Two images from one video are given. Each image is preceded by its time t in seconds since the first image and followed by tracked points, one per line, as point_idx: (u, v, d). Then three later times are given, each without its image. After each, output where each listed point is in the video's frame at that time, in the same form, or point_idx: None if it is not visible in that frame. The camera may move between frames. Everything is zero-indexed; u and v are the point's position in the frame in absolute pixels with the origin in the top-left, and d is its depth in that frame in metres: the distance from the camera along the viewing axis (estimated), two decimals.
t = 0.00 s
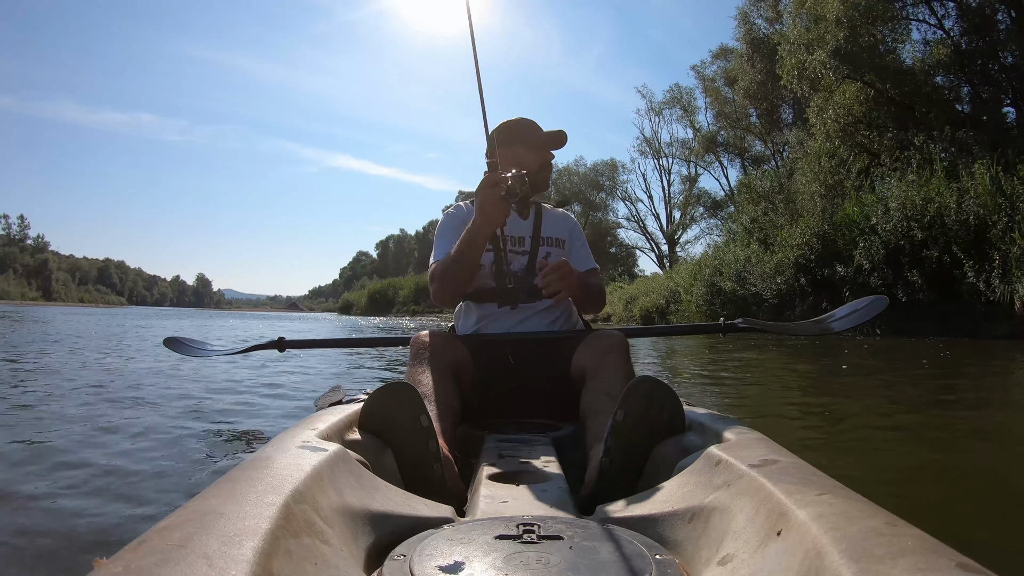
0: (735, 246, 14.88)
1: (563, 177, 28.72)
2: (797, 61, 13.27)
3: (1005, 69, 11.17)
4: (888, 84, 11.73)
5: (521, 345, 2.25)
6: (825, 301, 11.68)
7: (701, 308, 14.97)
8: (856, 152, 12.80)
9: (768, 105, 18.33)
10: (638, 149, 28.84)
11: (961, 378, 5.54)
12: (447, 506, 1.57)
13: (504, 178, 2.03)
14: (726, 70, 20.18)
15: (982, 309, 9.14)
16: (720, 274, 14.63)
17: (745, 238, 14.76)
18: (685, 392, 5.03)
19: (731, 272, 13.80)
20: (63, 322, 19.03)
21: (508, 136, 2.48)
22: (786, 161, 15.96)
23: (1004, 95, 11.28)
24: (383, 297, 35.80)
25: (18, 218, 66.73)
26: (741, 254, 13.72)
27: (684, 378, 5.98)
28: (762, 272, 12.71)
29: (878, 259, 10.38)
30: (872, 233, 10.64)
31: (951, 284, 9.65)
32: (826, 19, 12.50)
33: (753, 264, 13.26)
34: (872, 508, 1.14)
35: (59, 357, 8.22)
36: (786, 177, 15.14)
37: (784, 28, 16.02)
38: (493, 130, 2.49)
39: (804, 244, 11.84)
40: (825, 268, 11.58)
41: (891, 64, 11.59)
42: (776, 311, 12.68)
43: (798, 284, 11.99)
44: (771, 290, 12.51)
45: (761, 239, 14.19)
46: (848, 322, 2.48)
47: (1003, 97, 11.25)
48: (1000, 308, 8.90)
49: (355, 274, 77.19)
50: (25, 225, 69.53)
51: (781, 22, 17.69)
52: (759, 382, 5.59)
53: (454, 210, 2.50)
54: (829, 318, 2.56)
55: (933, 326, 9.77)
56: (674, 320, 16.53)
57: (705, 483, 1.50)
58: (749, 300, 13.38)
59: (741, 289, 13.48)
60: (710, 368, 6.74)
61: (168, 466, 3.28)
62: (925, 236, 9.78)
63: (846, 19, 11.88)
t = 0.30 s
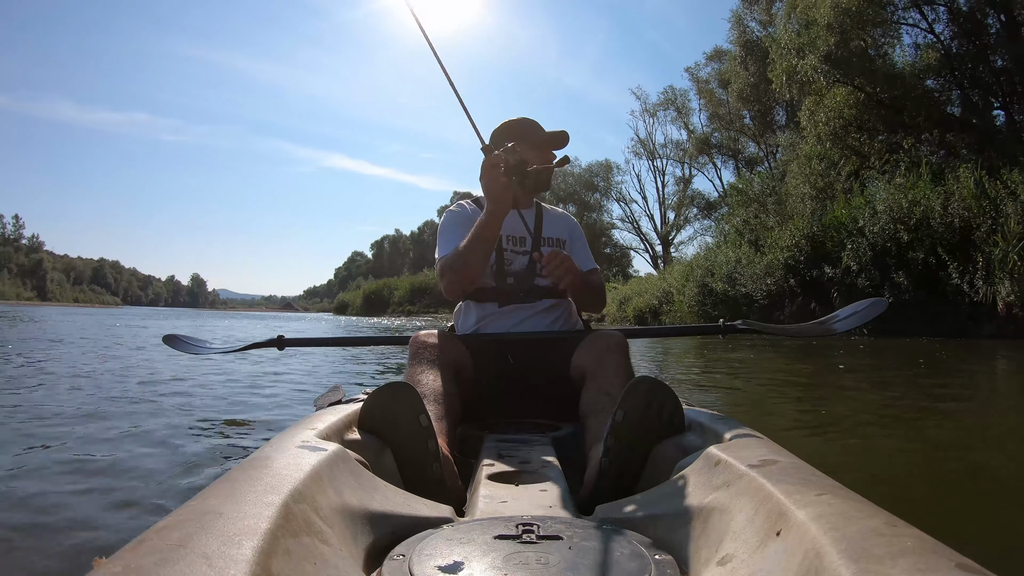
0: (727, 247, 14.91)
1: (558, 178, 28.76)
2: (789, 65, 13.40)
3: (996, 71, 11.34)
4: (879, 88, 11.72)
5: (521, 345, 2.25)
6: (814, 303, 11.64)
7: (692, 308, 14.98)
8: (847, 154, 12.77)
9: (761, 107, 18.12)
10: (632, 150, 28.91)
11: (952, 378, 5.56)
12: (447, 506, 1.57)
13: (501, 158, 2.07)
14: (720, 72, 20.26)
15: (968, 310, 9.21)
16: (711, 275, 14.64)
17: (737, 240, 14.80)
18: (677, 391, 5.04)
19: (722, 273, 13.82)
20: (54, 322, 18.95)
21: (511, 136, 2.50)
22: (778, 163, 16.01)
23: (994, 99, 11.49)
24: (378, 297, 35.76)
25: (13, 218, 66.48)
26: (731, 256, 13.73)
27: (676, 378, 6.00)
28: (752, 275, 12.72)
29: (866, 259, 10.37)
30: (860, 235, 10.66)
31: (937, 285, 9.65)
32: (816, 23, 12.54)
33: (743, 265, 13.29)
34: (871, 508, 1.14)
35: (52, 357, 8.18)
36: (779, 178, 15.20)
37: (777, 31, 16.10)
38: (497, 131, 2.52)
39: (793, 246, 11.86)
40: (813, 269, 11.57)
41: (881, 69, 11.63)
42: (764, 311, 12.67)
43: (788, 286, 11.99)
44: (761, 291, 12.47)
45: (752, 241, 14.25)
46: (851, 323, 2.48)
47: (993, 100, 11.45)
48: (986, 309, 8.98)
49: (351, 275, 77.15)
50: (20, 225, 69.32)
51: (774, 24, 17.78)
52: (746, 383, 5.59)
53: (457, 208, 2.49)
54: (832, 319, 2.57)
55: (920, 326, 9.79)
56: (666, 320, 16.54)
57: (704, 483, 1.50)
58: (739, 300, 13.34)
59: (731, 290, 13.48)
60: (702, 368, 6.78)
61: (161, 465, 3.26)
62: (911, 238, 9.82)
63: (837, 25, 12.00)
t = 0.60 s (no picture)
0: (718, 249, 14.95)
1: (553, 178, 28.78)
2: (780, 69, 13.64)
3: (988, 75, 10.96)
4: (868, 91, 11.63)
5: (523, 346, 2.25)
6: (803, 303, 11.72)
7: (683, 309, 14.96)
8: (837, 157, 12.95)
9: (753, 109, 18.29)
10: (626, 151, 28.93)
11: (943, 377, 5.57)
12: (448, 506, 1.57)
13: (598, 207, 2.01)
14: (713, 73, 20.29)
15: (954, 310, 9.27)
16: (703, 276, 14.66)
17: (728, 242, 14.83)
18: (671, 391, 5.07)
19: (714, 275, 13.83)
20: (45, 323, 18.86)
21: (513, 137, 2.49)
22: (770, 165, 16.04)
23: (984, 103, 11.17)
24: (373, 298, 35.73)
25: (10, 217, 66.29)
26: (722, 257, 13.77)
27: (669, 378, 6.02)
28: (743, 275, 12.78)
29: (854, 261, 10.42)
30: (848, 237, 10.70)
31: (923, 286, 9.72)
32: (807, 28, 12.85)
33: (735, 266, 13.30)
34: (873, 510, 1.14)
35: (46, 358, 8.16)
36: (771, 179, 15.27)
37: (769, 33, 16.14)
38: (498, 132, 2.51)
39: (783, 247, 11.88)
40: (802, 269, 11.58)
41: (871, 72, 11.56)
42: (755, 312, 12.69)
43: (777, 286, 12.07)
44: (751, 292, 12.54)
45: (744, 243, 14.26)
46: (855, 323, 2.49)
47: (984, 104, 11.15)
48: (971, 309, 9.05)
49: (347, 274, 77.14)
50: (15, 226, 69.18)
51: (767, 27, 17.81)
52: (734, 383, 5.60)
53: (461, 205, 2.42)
54: (838, 318, 2.57)
55: (907, 325, 9.77)
56: (659, 320, 16.54)
57: (706, 484, 1.51)
58: (730, 300, 13.32)
59: (723, 291, 13.50)
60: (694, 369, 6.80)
61: (157, 467, 3.26)
62: (898, 240, 9.85)
63: (827, 30, 12.15)
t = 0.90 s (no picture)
0: (710, 249, 15.00)
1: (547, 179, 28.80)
2: (769, 72, 13.63)
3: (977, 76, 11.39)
4: (858, 93, 11.89)
5: (522, 345, 2.26)
6: (792, 302, 11.76)
7: (675, 309, 14.98)
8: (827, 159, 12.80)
9: (746, 110, 18.32)
10: (620, 152, 29.00)
11: (931, 374, 5.61)
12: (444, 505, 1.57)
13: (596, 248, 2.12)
14: (706, 75, 20.33)
15: (937, 309, 9.29)
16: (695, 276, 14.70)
17: (719, 242, 14.91)
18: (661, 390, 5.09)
19: (705, 275, 13.87)
20: (37, 323, 18.77)
21: (514, 136, 2.50)
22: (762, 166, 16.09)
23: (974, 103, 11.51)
24: (368, 298, 35.72)
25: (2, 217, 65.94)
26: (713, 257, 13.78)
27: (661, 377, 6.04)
28: (733, 275, 12.83)
29: (841, 261, 10.38)
30: (836, 237, 10.73)
31: (909, 285, 9.75)
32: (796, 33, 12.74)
33: (725, 267, 13.33)
34: (868, 514, 1.15)
35: (39, 358, 8.13)
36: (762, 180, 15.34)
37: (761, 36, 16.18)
38: (500, 131, 2.53)
39: (773, 247, 11.84)
40: (792, 269, 11.60)
41: (861, 74, 11.81)
42: (746, 311, 12.72)
43: (767, 286, 12.11)
44: (742, 292, 12.60)
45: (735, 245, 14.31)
46: (856, 331, 2.49)
47: (973, 104, 11.49)
48: (954, 309, 9.04)
49: (342, 274, 77.09)
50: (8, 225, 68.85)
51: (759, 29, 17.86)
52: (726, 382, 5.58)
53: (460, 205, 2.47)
54: (839, 326, 2.58)
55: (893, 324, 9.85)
56: (652, 321, 16.57)
57: (702, 486, 1.51)
58: (722, 301, 13.37)
59: (714, 291, 13.53)
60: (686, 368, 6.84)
61: (151, 467, 3.26)
62: (884, 240, 9.89)
63: (817, 34, 12.10)
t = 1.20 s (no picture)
0: (701, 249, 15.03)
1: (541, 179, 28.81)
2: (759, 73, 13.53)
3: (968, 75, 11.48)
4: (849, 94, 11.88)
5: (520, 346, 2.26)
6: (782, 301, 11.79)
7: (670, 310, 15.02)
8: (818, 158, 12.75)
9: (739, 110, 18.36)
10: (615, 152, 29.05)
11: (922, 371, 5.64)
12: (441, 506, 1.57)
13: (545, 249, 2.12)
14: (699, 75, 20.38)
15: (924, 306, 9.20)
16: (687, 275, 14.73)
17: (711, 242, 14.96)
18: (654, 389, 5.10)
19: (696, 274, 13.89)
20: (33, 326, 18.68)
21: (520, 136, 2.50)
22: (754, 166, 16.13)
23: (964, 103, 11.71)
24: (364, 299, 35.70)
25: None
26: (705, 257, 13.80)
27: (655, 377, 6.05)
28: (725, 275, 12.90)
29: (830, 260, 10.47)
30: (825, 237, 10.80)
31: (896, 284, 9.69)
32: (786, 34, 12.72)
33: (717, 266, 13.38)
34: (863, 517, 1.15)
35: (33, 361, 8.11)
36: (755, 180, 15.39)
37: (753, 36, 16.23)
38: (506, 131, 2.52)
39: (762, 248, 11.97)
40: (781, 268, 11.63)
41: (851, 75, 11.80)
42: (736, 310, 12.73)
43: (758, 285, 12.08)
44: (733, 290, 12.62)
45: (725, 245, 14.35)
46: (858, 338, 2.49)
47: (964, 104, 11.70)
48: (941, 307, 8.97)
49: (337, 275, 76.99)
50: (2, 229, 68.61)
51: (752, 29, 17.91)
52: (719, 382, 5.55)
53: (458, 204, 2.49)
54: (839, 332, 2.59)
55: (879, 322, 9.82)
56: (645, 320, 16.60)
57: (699, 488, 1.51)
58: (713, 300, 13.40)
59: (706, 290, 13.56)
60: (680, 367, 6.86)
61: (146, 468, 3.25)
62: (872, 239, 9.93)
63: (805, 36, 12.12)
